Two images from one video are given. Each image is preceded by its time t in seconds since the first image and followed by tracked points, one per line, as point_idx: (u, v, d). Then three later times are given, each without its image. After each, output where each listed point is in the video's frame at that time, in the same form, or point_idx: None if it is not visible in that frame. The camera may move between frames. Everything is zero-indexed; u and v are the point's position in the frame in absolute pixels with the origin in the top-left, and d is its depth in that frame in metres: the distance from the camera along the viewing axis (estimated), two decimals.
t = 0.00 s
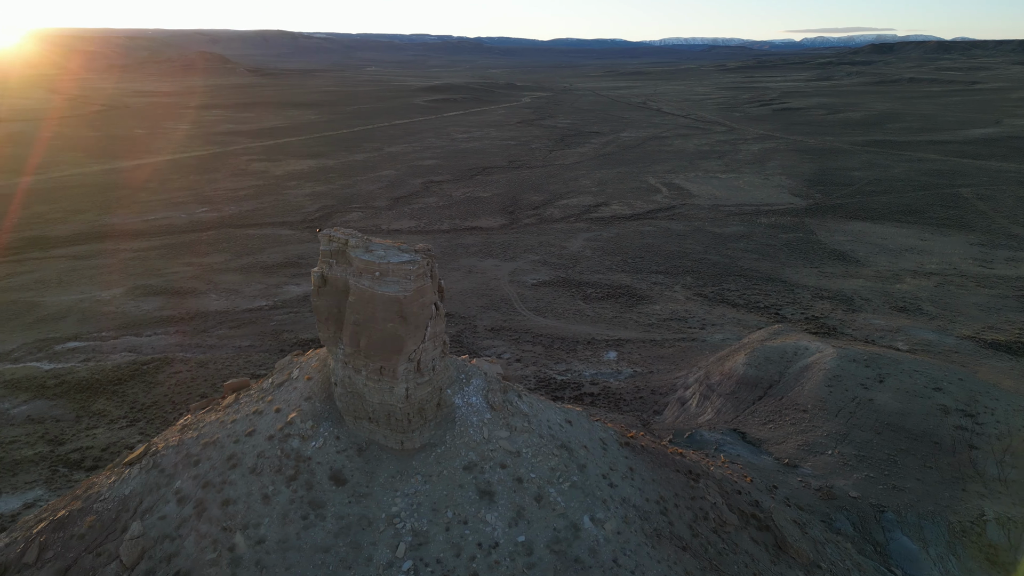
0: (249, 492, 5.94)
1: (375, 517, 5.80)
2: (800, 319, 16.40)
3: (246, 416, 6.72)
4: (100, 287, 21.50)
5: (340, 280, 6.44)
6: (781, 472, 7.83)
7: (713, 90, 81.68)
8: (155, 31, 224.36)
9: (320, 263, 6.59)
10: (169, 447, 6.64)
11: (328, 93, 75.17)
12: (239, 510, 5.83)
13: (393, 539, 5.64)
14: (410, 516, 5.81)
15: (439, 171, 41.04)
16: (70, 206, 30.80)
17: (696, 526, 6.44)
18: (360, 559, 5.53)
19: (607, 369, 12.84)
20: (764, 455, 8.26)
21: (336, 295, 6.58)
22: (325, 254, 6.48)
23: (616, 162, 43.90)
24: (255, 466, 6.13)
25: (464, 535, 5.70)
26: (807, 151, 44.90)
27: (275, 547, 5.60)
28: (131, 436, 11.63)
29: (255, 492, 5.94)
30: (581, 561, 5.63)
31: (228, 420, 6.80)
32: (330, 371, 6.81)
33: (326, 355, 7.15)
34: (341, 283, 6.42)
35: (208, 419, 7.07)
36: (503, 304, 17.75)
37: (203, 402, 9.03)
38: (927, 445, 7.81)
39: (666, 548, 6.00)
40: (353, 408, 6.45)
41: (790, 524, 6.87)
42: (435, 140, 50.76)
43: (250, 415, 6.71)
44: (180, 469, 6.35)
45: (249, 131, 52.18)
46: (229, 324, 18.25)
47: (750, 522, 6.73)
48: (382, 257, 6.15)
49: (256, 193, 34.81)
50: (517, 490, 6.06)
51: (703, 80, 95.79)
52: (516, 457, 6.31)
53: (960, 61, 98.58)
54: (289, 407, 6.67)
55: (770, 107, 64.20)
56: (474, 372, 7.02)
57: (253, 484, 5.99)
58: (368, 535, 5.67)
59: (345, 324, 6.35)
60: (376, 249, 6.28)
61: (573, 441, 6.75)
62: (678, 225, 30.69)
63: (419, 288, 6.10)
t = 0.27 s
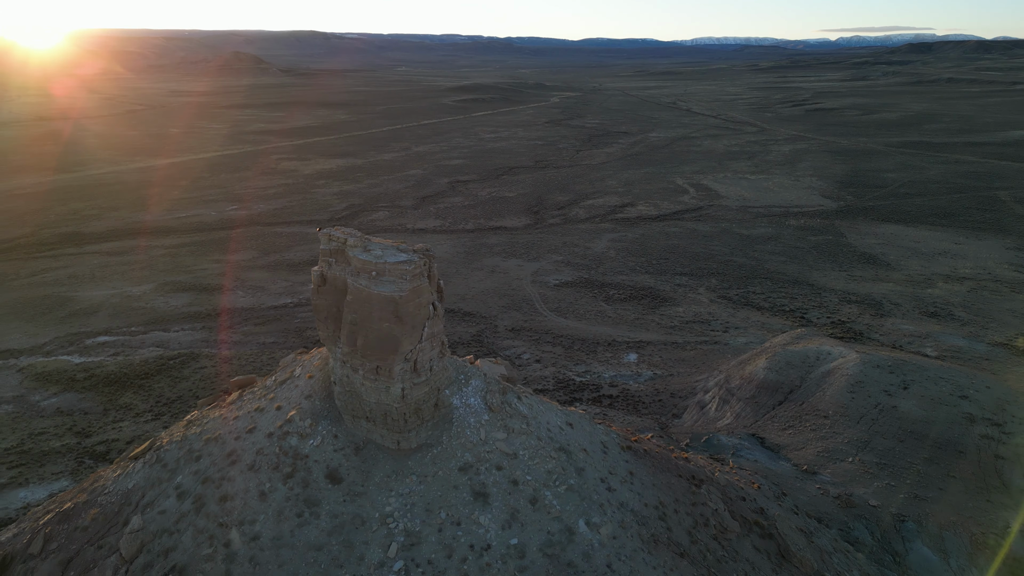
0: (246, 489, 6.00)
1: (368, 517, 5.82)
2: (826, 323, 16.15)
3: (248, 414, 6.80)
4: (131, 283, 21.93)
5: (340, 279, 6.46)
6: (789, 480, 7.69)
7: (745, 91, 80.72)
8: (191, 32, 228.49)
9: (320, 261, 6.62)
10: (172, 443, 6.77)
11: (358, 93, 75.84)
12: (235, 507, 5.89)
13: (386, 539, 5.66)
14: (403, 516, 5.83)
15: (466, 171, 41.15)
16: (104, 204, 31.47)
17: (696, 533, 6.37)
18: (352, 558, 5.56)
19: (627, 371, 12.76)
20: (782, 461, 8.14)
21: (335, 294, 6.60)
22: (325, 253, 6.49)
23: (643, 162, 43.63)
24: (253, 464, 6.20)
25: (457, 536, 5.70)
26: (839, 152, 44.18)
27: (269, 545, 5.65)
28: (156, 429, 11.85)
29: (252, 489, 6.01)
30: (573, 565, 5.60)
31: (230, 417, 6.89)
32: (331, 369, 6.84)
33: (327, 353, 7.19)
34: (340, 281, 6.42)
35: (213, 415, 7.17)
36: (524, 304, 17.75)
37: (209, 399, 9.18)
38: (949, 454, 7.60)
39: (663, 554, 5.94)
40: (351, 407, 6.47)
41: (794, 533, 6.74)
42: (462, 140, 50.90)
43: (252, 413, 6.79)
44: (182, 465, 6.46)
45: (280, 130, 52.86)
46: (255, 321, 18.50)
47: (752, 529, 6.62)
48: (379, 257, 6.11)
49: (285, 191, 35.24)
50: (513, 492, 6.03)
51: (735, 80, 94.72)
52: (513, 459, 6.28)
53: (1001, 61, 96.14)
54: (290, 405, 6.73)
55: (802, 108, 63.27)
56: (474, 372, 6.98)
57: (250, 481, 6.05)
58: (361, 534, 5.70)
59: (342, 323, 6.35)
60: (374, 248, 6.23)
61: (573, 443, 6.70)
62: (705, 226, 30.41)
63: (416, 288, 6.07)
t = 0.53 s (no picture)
0: (243, 485, 6.05)
1: (361, 516, 5.83)
2: (852, 327, 15.86)
3: (249, 410, 6.84)
4: (160, 279, 22.32)
5: (338, 279, 6.52)
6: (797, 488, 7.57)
7: (777, 91, 79.70)
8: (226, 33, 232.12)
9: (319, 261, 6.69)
10: (175, 438, 6.84)
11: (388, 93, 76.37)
12: (232, 503, 5.94)
13: (378, 539, 5.68)
14: (397, 516, 5.84)
15: (492, 171, 41.21)
16: (137, 201, 32.09)
17: (695, 540, 6.29)
18: (344, 557, 5.58)
19: (647, 374, 12.65)
20: (801, 468, 8.02)
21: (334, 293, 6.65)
22: (325, 253, 6.55)
23: (671, 163, 43.29)
24: (251, 460, 6.23)
25: (450, 538, 5.70)
26: (872, 154, 43.40)
27: (263, 541, 5.68)
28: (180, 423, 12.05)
29: (249, 485, 6.03)
30: (565, 569, 5.57)
31: (233, 413, 6.94)
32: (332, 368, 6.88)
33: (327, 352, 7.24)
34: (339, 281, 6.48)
35: (216, 411, 7.24)
36: (546, 305, 17.71)
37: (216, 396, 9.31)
38: (972, 463, 7.40)
39: (658, 560, 5.89)
40: (349, 405, 6.50)
41: (798, 542, 6.63)
42: (489, 140, 50.96)
43: (253, 409, 6.83)
44: (183, 460, 6.53)
45: (310, 129, 53.43)
46: (279, 318, 18.70)
47: (755, 537, 6.51)
48: (375, 257, 6.16)
49: (313, 190, 35.60)
50: (507, 494, 6.02)
51: (767, 80, 93.56)
52: (510, 461, 6.27)
53: None
54: (290, 402, 6.76)
55: (835, 108, 62.27)
56: (472, 374, 6.98)
57: (248, 477, 6.09)
58: (353, 533, 5.72)
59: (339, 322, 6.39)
60: (372, 249, 6.29)
61: (572, 446, 6.66)
62: (732, 228, 30.08)
63: (412, 288, 6.11)
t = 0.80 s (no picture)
0: (240, 482, 6.11)
1: (355, 515, 5.86)
2: (880, 332, 15.55)
3: (252, 407, 6.91)
4: (189, 276, 22.70)
5: (337, 278, 6.61)
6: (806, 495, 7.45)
7: (810, 91, 78.53)
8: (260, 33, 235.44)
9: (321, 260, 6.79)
10: (179, 434, 6.93)
11: (418, 93, 76.82)
12: (229, 499, 6.00)
13: (371, 538, 5.70)
14: (390, 516, 5.86)
15: (519, 171, 41.21)
16: (169, 199, 32.67)
17: (693, 546, 6.22)
18: (335, 556, 5.61)
19: (667, 377, 12.54)
20: (819, 475, 7.89)
21: (334, 292, 6.74)
22: (325, 252, 6.64)
23: (700, 164, 42.89)
24: (250, 457, 6.29)
25: (442, 539, 5.71)
26: (907, 155, 42.54)
27: (257, 538, 5.73)
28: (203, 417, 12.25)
29: (247, 482, 6.09)
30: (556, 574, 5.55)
31: (236, 410, 7.02)
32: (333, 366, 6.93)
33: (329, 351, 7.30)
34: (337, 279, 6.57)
35: (220, 408, 7.34)
36: (568, 306, 17.65)
37: (223, 393, 9.44)
38: (997, 474, 7.20)
39: (654, 566, 5.84)
40: (347, 404, 6.55)
41: (802, 551, 6.54)
42: (517, 140, 50.99)
43: (256, 406, 6.90)
44: (186, 455, 6.61)
45: (339, 129, 53.95)
46: (303, 315, 18.89)
47: (755, 545, 6.43)
48: (372, 257, 6.20)
49: (340, 189, 35.92)
50: (501, 496, 6.02)
51: (800, 80, 92.24)
52: (505, 463, 6.27)
53: None
54: (291, 400, 6.83)
55: (869, 108, 61.18)
56: (471, 375, 7.01)
57: (246, 474, 6.15)
58: (346, 532, 5.75)
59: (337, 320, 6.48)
60: (370, 248, 6.33)
61: (570, 450, 6.63)
62: (760, 229, 29.70)
63: (408, 288, 6.15)
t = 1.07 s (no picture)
0: (238, 478, 6.17)
1: (349, 514, 5.89)
2: (909, 338, 15.23)
3: (254, 404, 6.99)
4: (217, 273, 23.06)
5: (335, 276, 6.69)
6: (814, 504, 7.32)
7: (845, 91, 77.22)
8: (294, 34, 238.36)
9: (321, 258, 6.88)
10: (184, 430, 7.03)
11: (448, 94, 77.13)
12: (227, 495, 6.07)
13: (363, 537, 5.73)
14: (383, 516, 5.88)
15: (546, 171, 41.14)
16: (200, 197, 33.23)
17: (690, 553, 6.16)
18: (328, 554, 5.65)
19: (688, 381, 12.41)
20: (839, 483, 7.73)
21: (333, 291, 6.83)
22: (325, 251, 6.72)
23: (729, 165, 42.41)
24: (249, 454, 6.36)
25: (434, 540, 5.72)
26: (944, 157, 41.60)
27: (252, 535, 5.79)
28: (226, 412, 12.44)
29: (245, 479, 6.15)
30: None
31: (239, 407, 7.10)
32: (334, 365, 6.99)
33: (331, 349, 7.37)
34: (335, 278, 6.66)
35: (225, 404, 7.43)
36: (590, 307, 17.56)
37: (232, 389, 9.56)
38: None
39: (648, 572, 5.78)
40: (345, 403, 6.60)
41: (805, 560, 6.42)
42: (545, 140, 50.90)
43: (258, 404, 6.98)
44: (189, 451, 6.70)
45: (369, 129, 54.38)
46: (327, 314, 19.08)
47: (757, 553, 6.34)
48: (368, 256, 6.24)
49: (368, 189, 36.20)
50: (495, 498, 6.01)
51: (836, 80, 90.76)
52: (501, 464, 6.26)
53: None
54: (291, 398, 6.89)
55: (906, 109, 59.95)
56: (470, 375, 7.02)
57: (244, 471, 6.22)
58: (339, 531, 5.78)
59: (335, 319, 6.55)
60: (368, 248, 6.37)
61: (568, 452, 6.60)
62: (789, 232, 29.28)
63: (403, 287, 6.18)
